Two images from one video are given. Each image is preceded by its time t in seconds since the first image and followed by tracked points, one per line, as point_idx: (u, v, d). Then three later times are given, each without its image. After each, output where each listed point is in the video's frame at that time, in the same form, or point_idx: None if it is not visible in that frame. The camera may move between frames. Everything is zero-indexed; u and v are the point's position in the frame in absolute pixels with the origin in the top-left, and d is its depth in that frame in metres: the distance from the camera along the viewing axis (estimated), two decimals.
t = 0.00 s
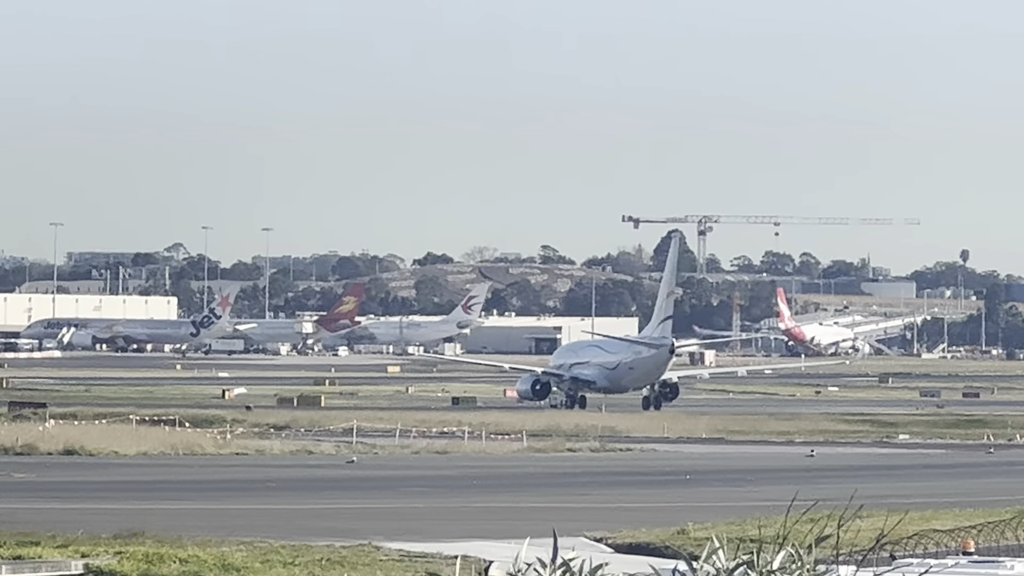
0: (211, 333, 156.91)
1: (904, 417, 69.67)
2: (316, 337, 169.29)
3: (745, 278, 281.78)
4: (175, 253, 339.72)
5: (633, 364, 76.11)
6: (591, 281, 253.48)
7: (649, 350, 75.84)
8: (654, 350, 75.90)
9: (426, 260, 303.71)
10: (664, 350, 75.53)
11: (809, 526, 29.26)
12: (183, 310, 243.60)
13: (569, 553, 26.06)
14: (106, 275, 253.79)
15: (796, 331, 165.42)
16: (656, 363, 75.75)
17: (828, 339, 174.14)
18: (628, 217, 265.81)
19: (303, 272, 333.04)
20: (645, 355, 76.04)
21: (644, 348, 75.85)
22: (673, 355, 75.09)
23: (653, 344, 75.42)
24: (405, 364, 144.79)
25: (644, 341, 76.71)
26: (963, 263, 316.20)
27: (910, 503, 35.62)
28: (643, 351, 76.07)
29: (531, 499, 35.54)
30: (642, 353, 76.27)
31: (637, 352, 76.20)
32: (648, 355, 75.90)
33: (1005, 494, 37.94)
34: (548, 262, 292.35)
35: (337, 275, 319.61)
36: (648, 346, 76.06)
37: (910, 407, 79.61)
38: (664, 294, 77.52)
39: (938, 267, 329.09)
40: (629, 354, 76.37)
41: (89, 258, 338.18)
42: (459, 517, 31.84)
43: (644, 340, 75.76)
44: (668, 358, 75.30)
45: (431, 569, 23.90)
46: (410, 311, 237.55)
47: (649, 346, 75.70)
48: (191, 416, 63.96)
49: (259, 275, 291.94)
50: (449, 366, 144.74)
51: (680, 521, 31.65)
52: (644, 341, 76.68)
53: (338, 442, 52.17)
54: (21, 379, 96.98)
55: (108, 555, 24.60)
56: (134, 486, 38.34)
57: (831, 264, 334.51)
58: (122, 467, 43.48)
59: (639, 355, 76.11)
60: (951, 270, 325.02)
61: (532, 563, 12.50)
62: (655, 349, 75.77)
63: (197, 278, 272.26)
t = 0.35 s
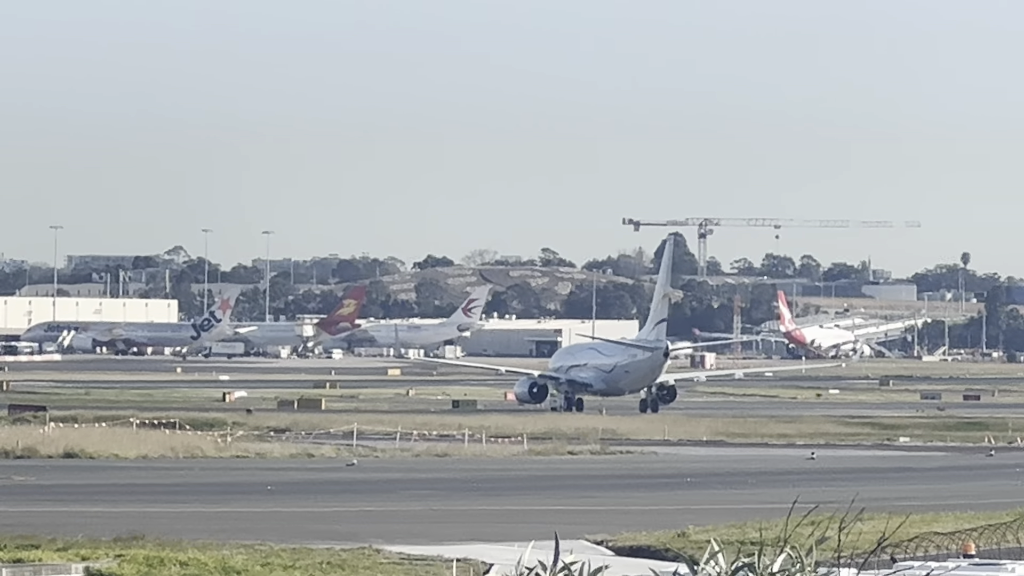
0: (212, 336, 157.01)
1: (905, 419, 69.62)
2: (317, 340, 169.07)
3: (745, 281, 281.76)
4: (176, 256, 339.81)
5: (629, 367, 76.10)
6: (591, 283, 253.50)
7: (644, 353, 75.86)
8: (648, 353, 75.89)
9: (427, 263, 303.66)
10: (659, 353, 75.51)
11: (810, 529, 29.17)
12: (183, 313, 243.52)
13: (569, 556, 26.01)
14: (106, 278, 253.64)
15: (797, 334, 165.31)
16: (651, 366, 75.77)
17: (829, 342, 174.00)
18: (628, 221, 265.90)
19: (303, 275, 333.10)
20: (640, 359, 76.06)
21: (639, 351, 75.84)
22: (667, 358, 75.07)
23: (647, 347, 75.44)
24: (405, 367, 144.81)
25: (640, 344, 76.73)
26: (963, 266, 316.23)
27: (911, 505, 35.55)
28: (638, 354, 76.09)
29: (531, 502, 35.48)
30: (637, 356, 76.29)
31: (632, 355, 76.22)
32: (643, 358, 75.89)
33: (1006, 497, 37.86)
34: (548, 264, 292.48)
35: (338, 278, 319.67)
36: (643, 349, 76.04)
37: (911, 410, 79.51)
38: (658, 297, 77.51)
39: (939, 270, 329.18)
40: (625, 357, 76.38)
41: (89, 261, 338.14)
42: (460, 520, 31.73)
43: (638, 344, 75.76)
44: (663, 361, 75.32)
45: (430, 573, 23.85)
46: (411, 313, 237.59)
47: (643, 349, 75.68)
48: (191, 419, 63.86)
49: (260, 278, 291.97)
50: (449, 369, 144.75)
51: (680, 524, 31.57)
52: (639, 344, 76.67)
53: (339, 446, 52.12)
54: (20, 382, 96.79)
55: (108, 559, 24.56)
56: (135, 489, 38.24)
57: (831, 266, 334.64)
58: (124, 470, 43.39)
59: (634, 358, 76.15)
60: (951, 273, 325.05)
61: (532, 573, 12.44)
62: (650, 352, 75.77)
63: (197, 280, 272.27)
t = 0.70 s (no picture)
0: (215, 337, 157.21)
1: (907, 419, 69.58)
2: (320, 341, 169.32)
3: (747, 281, 282.02)
4: (179, 257, 340.38)
5: (626, 368, 76.08)
6: (593, 284, 253.72)
7: (642, 354, 75.84)
8: (646, 354, 75.90)
9: (429, 264, 304.00)
10: (656, 353, 75.52)
11: (814, 530, 29.05)
12: (186, 314, 243.75)
13: (572, 558, 26.01)
14: (109, 279, 253.98)
15: (799, 334, 165.29)
16: (648, 367, 75.77)
17: (831, 342, 173.98)
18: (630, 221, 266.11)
19: (306, 276, 333.37)
20: (638, 359, 76.04)
21: (637, 352, 75.86)
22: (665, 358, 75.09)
23: (645, 348, 75.47)
24: (408, 368, 144.84)
25: (637, 345, 76.75)
26: (966, 266, 316.12)
27: (913, 505, 35.55)
28: (636, 355, 76.07)
29: (533, 503, 35.51)
30: (634, 356, 76.28)
31: (630, 356, 76.21)
32: (641, 359, 75.88)
33: (1008, 497, 37.84)
34: (550, 265, 292.78)
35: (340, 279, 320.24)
36: (641, 350, 76.07)
37: (912, 410, 79.41)
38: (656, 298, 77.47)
39: (940, 270, 329.41)
40: (622, 357, 76.36)
41: (91, 262, 338.44)
42: (462, 521, 31.83)
43: (635, 345, 75.75)
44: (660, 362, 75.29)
45: (435, 574, 23.91)
46: (413, 314, 237.77)
47: (641, 349, 75.71)
48: (194, 420, 63.79)
49: (262, 279, 292.20)
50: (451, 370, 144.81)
51: (683, 525, 31.58)
52: (637, 345, 76.65)
53: (342, 447, 52.10)
54: (23, 384, 96.87)
55: (112, 560, 24.55)
56: (140, 490, 38.38)
57: (834, 266, 334.66)
58: (127, 471, 43.50)
59: (632, 359, 76.14)
60: (954, 273, 325.10)
61: (533, 570, 12.66)
62: (648, 352, 75.76)
63: (200, 281, 272.51)
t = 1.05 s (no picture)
0: (216, 340, 157.39)
1: (908, 422, 69.48)
2: (321, 344, 169.32)
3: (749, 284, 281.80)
4: (181, 261, 340.71)
5: (624, 371, 76.05)
6: (595, 288, 253.66)
7: (639, 357, 75.78)
8: (643, 356, 75.78)
9: (431, 267, 304.15)
10: (652, 356, 75.43)
11: (816, 533, 29.02)
12: (188, 318, 243.74)
13: (575, 561, 26.01)
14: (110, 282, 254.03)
15: (801, 337, 165.14)
16: (646, 369, 75.74)
17: (833, 345, 173.82)
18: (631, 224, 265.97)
19: (308, 279, 333.54)
20: (635, 362, 75.96)
21: (633, 355, 75.81)
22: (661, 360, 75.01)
23: (641, 351, 75.42)
24: (410, 370, 144.90)
25: (635, 347, 76.67)
26: (968, 269, 316.05)
27: (914, 509, 35.51)
28: (633, 358, 76.00)
29: (536, 506, 35.49)
30: (631, 359, 76.21)
31: (626, 359, 76.13)
32: (638, 362, 75.85)
33: (1009, 500, 37.78)
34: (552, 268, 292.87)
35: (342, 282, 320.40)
36: (637, 353, 75.95)
37: (915, 412, 79.31)
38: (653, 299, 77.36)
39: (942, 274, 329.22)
40: (620, 360, 76.32)
41: (93, 266, 338.90)
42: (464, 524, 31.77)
43: (632, 348, 75.71)
44: (658, 364, 75.19)
45: None
46: (415, 318, 237.86)
47: (638, 352, 75.66)
48: (196, 424, 63.81)
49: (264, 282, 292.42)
50: (453, 372, 144.79)
51: (684, 528, 31.54)
52: (633, 348, 76.54)
53: (344, 450, 52.13)
54: (24, 388, 96.73)
55: (114, 563, 24.60)
56: (142, 493, 38.46)
57: (835, 269, 334.63)
58: (131, 475, 43.45)
59: (628, 362, 76.11)
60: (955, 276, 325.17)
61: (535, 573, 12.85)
62: (645, 355, 75.64)
63: (201, 285, 272.67)
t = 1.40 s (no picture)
0: (221, 342, 157.26)
1: (914, 424, 69.40)
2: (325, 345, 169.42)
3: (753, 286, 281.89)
4: (185, 263, 340.64)
5: (625, 374, 76.11)
6: (600, 290, 253.70)
7: (638, 359, 75.87)
8: (642, 359, 75.89)
9: (435, 270, 304.23)
10: (651, 359, 75.45)
11: (821, 535, 29.00)
12: (193, 320, 243.92)
13: (581, 564, 26.02)
14: (115, 284, 254.11)
15: (806, 339, 165.18)
16: (645, 372, 75.72)
17: (838, 347, 173.92)
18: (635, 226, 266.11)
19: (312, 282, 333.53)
20: (635, 364, 76.00)
21: (634, 358, 75.90)
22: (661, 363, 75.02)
23: (641, 353, 75.48)
24: (415, 373, 144.77)
25: (635, 350, 76.73)
26: (973, 271, 316.00)
27: (920, 511, 35.50)
28: (633, 360, 76.09)
29: (542, 509, 35.45)
30: (631, 362, 76.27)
31: (627, 361, 76.21)
32: (637, 364, 75.92)
33: (1015, 503, 37.75)
34: (556, 270, 292.90)
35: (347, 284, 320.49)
36: (637, 355, 76.06)
37: (920, 414, 79.32)
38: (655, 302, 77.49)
39: (946, 275, 329.54)
40: (620, 363, 76.40)
41: (97, 269, 339.07)
42: (467, 527, 31.74)
43: (632, 350, 75.80)
44: (656, 367, 75.18)
45: None
46: (420, 320, 237.78)
47: (638, 355, 75.72)
48: (201, 426, 63.75)
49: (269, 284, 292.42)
50: (458, 373, 144.74)
51: (690, 529, 31.59)
52: (633, 351, 76.66)
53: (348, 452, 52.04)
54: (28, 390, 96.83)
55: (118, 565, 24.57)
56: (147, 496, 38.37)
57: (840, 271, 334.78)
58: (136, 478, 43.51)
59: (628, 364, 76.17)
60: (960, 277, 325.11)
61: None
62: (644, 358, 75.74)
63: (206, 288, 272.70)
